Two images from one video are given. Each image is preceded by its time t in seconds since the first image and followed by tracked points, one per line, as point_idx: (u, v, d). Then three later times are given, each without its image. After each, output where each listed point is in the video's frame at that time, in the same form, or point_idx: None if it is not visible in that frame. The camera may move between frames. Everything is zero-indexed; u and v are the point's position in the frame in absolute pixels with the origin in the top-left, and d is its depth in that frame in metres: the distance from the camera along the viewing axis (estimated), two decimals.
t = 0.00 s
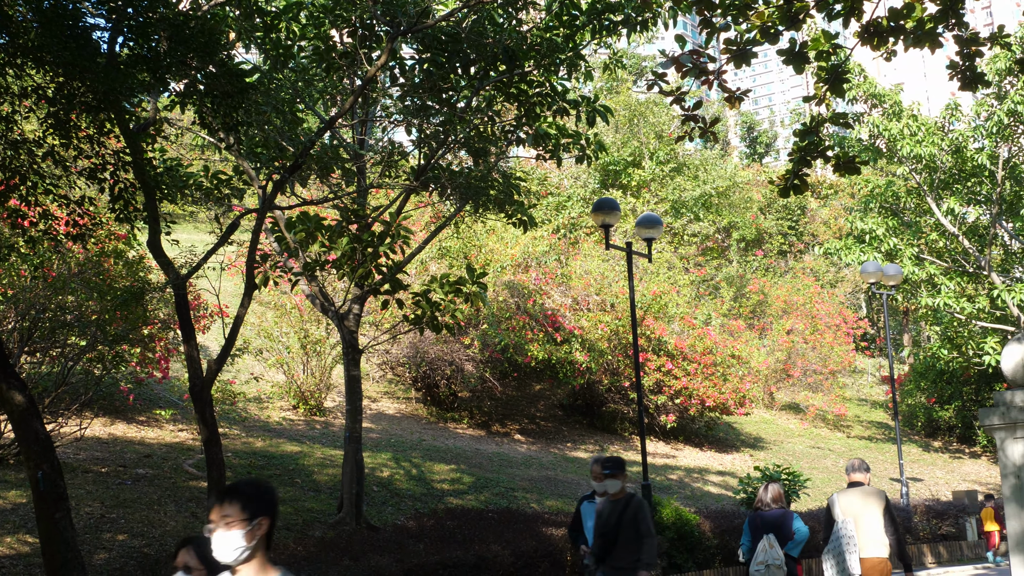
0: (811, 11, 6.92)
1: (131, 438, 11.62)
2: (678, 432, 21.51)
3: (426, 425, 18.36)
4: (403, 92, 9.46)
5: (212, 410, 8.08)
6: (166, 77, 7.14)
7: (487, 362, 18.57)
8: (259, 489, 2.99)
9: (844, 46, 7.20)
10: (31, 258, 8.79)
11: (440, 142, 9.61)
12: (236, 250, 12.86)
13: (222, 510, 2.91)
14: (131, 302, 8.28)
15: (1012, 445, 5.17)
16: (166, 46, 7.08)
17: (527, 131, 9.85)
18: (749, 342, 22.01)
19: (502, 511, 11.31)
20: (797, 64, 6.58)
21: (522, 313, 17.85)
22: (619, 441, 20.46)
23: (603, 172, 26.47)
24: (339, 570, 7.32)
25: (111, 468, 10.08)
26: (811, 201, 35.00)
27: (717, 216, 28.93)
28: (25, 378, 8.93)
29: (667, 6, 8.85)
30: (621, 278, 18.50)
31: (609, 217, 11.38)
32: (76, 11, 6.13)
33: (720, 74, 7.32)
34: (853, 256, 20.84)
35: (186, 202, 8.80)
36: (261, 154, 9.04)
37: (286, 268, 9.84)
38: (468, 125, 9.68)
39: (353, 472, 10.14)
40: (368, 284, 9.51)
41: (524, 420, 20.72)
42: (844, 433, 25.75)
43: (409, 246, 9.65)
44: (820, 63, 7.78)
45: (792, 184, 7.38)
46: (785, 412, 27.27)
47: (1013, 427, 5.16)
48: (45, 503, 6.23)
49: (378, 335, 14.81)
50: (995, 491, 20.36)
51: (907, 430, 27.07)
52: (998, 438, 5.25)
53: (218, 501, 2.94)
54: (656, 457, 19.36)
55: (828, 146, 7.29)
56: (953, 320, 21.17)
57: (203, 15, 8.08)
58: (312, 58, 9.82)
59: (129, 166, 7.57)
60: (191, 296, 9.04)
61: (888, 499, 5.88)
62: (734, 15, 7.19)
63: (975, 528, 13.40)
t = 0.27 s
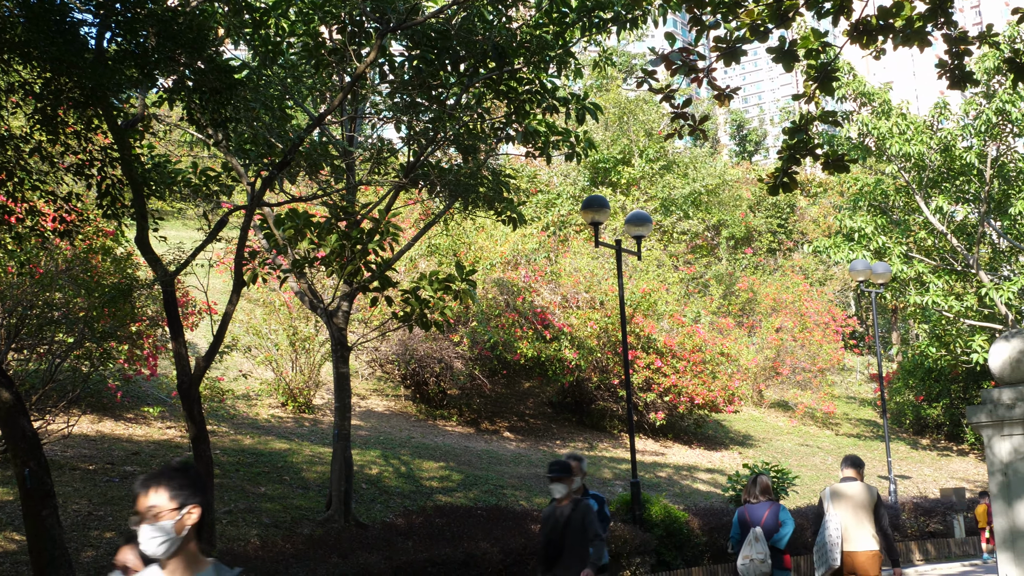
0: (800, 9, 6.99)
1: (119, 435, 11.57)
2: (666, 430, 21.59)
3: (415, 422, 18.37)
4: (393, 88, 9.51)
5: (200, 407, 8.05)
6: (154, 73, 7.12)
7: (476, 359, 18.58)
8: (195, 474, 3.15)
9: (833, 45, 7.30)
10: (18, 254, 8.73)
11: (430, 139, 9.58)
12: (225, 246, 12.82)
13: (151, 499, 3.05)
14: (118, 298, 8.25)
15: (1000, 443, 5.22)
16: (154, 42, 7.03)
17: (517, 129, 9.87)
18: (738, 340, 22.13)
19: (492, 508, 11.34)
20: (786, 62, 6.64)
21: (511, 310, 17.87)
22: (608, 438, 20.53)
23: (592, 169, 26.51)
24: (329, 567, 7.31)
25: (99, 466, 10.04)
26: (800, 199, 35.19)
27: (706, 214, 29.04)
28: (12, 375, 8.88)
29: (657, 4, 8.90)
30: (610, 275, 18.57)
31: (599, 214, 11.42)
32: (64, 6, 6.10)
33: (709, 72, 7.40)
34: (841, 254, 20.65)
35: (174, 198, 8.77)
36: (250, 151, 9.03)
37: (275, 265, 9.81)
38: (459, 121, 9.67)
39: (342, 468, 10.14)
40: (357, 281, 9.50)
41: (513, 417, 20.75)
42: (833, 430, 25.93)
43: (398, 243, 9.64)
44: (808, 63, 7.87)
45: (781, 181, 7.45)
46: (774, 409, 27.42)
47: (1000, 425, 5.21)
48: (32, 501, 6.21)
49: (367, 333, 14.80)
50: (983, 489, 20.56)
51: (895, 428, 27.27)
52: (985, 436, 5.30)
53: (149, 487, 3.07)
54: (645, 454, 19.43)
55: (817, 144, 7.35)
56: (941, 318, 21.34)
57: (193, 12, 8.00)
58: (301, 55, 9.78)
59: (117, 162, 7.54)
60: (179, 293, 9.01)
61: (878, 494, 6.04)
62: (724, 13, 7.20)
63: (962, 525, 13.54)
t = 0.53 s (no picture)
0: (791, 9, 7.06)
1: (109, 435, 11.54)
2: (657, 429, 21.66)
3: (405, 421, 18.37)
4: (382, 87, 9.44)
5: (190, 406, 8.04)
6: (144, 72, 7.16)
7: (467, 358, 18.59)
8: (125, 491, 2.96)
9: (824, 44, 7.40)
10: (6, 252, 8.70)
11: (420, 138, 9.55)
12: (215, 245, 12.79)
13: (73, 522, 2.83)
14: (108, 297, 8.23)
15: (990, 442, 5.23)
16: (144, 40, 7.05)
17: (508, 128, 9.88)
18: (729, 339, 22.23)
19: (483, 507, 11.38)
20: (776, 61, 6.71)
21: (501, 309, 17.91)
22: (599, 438, 20.58)
23: (583, 168, 26.56)
24: (319, 566, 7.32)
25: (88, 465, 10.01)
26: (791, 198, 35.36)
27: (697, 213, 29.16)
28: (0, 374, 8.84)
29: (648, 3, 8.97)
30: (600, 274, 18.63)
31: (590, 214, 11.46)
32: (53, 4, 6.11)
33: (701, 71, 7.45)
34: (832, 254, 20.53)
35: (164, 197, 8.76)
36: (240, 149, 9.04)
37: (265, 264, 9.81)
38: (449, 121, 9.72)
39: (332, 467, 10.14)
40: (347, 280, 9.50)
41: (503, 416, 20.77)
42: (823, 430, 26.06)
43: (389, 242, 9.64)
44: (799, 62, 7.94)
45: (772, 181, 7.50)
46: (764, 408, 27.54)
47: (990, 424, 5.21)
48: (21, 500, 6.20)
49: (358, 332, 14.80)
50: (973, 488, 20.73)
51: (885, 427, 27.44)
52: (975, 435, 5.30)
53: (71, 508, 2.85)
54: (636, 453, 19.50)
55: (807, 144, 7.41)
56: (931, 318, 21.49)
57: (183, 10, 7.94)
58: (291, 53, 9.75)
59: (107, 160, 7.56)
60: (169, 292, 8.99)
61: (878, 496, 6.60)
62: (715, 12, 7.20)
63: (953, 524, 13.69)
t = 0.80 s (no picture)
0: (785, 10, 7.08)
1: (102, 436, 11.50)
2: (652, 430, 21.70)
3: (399, 422, 18.36)
4: (377, 87, 9.52)
5: (184, 407, 8.02)
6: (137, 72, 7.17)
7: (461, 359, 18.58)
8: (46, 485, 2.85)
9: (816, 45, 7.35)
10: None
11: (415, 139, 9.57)
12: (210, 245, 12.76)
13: None
14: (101, 299, 8.22)
15: (984, 443, 5.25)
16: (137, 40, 7.06)
17: (502, 128, 9.90)
18: (723, 340, 22.28)
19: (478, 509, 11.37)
20: (771, 62, 6.75)
21: (496, 310, 17.92)
22: (594, 439, 20.60)
23: (578, 169, 26.59)
24: (313, 568, 7.31)
25: (82, 466, 9.98)
26: (786, 199, 35.46)
27: (691, 214, 29.23)
28: None
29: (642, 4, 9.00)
30: (595, 275, 18.63)
31: (584, 215, 11.47)
32: (46, 4, 6.12)
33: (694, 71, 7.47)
34: (827, 255, 20.60)
35: (158, 197, 8.75)
36: (234, 150, 9.03)
37: (259, 265, 9.79)
38: (444, 121, 9.64)
39: (326, 468, 10.13)
40: (341, 281, 9.48)
41: (498, 418, 20.76)
42: (818, 431, 26.13)
43: (383, 243, 9.63)
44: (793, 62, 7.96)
45: (767, 181, 7.53)
46: (759, 409, 27.60)
47: (984, 425, 5.24)
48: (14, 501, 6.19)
49: (352, 333, 14.79)
50: (967, 489, 20.82)
51: (880, 428, 27.54)
52: (970, 436, 5.33)
53: None
54: (631, 455, 19.51)
55: (802, 144, 7.45)
56: (926, 319, 21.57)
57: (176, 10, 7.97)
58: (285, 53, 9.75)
59: (100, 161, 7.56)
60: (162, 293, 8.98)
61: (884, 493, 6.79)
62: (708, 13, 7.24)
63: (949, 525, 13.69)
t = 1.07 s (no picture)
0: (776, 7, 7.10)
1: (93, 434, 11.47)
2: (643, 427, 21.78)
3: (391, 420, 18.37)
4: (367, 85, 9.50)
5: (174, 405, 8.02)
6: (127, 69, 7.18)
7: (452, 357, 18.59)
8: None
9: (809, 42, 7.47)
10: None
11: (406, 136, 9.55)
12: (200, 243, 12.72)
13: None
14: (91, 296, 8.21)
15: (974, 439, 5.07)
16: (127, 37, 7.06)
17: (493, 126, 9.92)
18: (714, 337, 22.38)
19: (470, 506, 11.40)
20: (762, 59, 6.76)
21: (487, 308, 17.93)
22: (585, 436, 20.66)
23: (569, 166, 26.61)
24: (304, 565, 7.32)
25: (72, 464, 9.95)
26: (776, 196, 35.60)
27: (682, 211, 29.32)
28: None
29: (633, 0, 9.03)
30: (586, 273, 18.66)
31: (575, 212, 11.50)
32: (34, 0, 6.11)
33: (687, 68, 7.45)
34: (818, 251, 20.69)
35: (148, 195, 8.73)
36: (224, 147, 9.01)
37: (250, 262, 9.79)
38: (433, 118, 9.61)
39: (317, 466, 10.15)
40: (331, 278, 9.49)
41: (489, 415, 20.78)
42: (808, 427, 26.27)
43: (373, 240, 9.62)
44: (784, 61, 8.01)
45: (758, 179, 7.58)
46: (750, 406, 27.73)
47: (974, 421, 5.06)
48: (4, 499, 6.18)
49: (343, 330, 14.78)
50: (957, 485, 21.01)
51: (870, 424, 27.72)
52: (959, 433, 5.16)
53: None
54: (622, 452, 19.58)
55: (793, 142, 7.50)
56: (916, 316, 21.73)
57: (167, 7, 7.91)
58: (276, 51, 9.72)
59: (89, 158, 7.56)
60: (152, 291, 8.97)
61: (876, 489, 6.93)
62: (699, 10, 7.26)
63: (939, 521, 13.84)
